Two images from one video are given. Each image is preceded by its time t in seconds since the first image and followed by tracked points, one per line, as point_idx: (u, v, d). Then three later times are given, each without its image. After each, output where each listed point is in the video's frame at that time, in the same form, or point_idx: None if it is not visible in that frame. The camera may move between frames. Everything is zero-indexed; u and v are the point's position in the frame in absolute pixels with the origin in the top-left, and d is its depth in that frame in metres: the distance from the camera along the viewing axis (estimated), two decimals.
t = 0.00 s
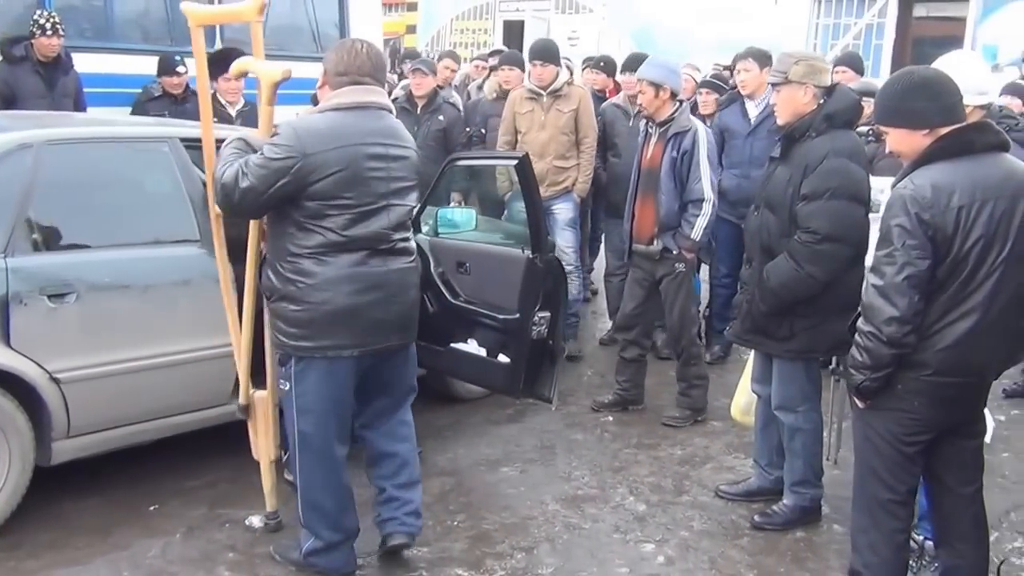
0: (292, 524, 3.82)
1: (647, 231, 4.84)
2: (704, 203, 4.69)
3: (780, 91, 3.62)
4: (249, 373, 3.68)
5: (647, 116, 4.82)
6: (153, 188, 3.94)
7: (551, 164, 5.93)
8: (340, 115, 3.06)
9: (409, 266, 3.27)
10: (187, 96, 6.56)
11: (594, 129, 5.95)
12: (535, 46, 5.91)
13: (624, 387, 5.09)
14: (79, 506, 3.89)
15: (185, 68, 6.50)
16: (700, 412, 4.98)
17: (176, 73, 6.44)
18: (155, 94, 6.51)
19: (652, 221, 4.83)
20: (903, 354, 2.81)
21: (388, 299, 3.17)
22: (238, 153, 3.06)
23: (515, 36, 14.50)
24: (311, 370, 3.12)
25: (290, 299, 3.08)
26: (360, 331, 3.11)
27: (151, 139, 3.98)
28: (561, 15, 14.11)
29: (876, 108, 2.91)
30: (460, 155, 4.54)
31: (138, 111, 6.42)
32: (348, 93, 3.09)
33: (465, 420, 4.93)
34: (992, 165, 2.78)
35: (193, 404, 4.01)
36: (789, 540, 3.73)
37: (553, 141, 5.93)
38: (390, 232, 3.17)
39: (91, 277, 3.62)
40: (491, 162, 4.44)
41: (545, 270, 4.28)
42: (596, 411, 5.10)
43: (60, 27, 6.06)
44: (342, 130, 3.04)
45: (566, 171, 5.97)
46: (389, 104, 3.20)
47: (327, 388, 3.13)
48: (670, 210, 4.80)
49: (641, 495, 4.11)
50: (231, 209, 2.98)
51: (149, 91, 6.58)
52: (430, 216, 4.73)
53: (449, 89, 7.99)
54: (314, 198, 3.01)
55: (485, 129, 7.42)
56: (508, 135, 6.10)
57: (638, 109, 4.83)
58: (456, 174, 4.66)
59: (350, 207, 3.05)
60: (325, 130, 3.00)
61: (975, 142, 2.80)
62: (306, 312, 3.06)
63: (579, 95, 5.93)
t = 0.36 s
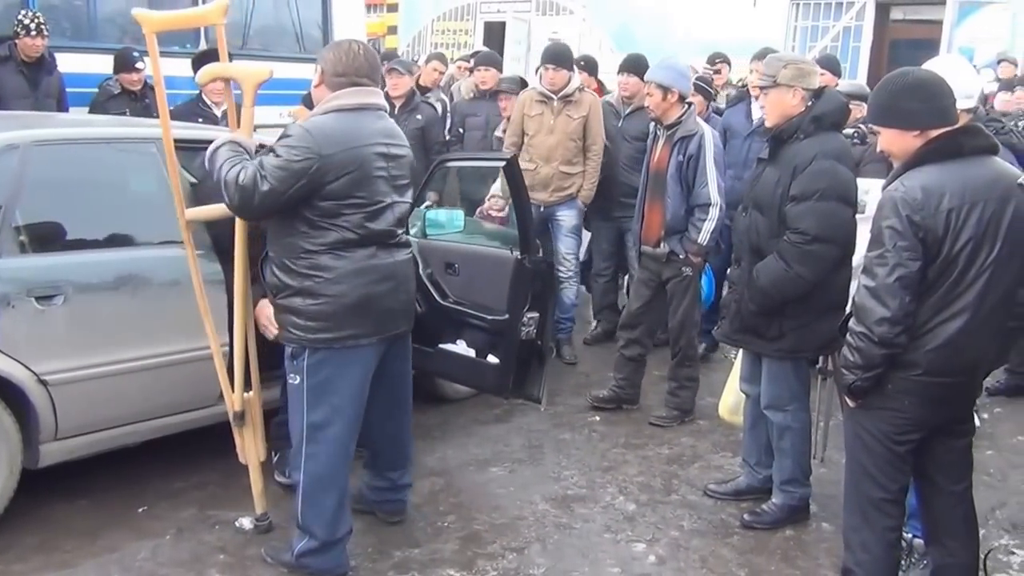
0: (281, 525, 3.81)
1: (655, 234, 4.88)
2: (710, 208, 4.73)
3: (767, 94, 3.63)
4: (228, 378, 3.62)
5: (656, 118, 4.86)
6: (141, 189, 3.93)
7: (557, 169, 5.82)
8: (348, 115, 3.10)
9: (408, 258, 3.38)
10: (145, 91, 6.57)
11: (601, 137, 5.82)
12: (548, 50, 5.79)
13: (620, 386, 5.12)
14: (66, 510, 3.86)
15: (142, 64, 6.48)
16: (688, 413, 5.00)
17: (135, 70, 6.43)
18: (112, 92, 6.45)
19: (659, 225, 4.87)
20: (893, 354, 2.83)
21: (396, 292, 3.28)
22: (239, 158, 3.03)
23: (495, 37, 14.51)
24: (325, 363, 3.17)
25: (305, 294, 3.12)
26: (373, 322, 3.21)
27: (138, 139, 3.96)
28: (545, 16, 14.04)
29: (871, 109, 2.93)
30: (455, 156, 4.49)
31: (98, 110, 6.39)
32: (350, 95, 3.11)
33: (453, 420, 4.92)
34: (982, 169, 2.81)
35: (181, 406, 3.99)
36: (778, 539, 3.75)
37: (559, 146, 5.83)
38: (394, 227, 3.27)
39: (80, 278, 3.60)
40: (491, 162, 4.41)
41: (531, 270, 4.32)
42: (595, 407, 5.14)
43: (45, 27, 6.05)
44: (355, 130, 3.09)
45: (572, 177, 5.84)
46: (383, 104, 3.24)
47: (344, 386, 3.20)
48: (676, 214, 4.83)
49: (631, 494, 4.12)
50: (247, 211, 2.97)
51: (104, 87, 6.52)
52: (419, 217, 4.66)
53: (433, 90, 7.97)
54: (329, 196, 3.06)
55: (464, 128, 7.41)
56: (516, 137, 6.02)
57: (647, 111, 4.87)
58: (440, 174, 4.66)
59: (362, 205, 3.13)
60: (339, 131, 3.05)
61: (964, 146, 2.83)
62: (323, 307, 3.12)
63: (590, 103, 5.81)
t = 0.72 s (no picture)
0: (277, 526, 3.80)
1: (645, 233, 4.93)
2: (699, 207, 4.74)
3: (757, 97, 3.64)
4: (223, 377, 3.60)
5: (648, 118, 4.87)
6: (132, 189, 3.91)
7: (569, 171, 5.80)
8: (379, 113, 3.25)
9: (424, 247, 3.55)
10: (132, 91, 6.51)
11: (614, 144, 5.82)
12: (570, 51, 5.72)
13: (646, 386, 5.15)
14: (59, 512, 3.84)
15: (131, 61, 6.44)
16: (681, 412, 5.00)
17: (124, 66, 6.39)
18: (98, 88, 6.44)
19: (650, 224, 4.91)
20: (887, 354, 2.84)
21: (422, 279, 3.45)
22: (268, 156, 3.11)
23: (484, 37, 14.50)
24: (360, 350, 3.28)
25: (345, 285, 3.25)
26: (406, 308, 3.36)
27: (129, 139, 3.94)
28: (533, 17, 14.03)
29: (866, 109, 2.93)
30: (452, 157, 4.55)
31: (82, 107, 6.38)
32: (373, 94, 3.25)
33: (447, 421, 4.92)
34: (975, 171, 2.82)
35: (173, 406, 3.97)
36: (773, 537, 3.76)
37: (573, 149, 5.79)
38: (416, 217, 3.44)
39: (71, 278, 3.58)
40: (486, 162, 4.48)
41: (524, 271, 4.27)
42: (620, 408, 5.17)
43: (34, 25, 6.04)
44: (388, 127, 3.25)
45: (583, 181, 5.83)
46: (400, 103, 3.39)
47: (377, 370, 3.33)
48: (666, 213, 4.85)
49: (626, 494, 4.12)
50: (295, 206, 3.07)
51: (91, 85, 6.52)
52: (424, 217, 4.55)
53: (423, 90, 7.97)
54: (367, 190, 3.21)
55: (448, 129, 7.40)
56: (527, 135, 5.95)
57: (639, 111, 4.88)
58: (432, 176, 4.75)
59: (394, 197, 3.29)
60: (376, 128, 3.21)
61: (956, 150, 2.84)
62: (363, 295, 3.25)
63: (606, 109, 5.78)
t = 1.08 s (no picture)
0: (278, 525, 3.80)
1: (639, 231, 4.94)
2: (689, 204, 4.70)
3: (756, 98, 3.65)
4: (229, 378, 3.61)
5: (640, 117, 4.90)
6: (128, 188, 3.91)
7: (578, 171, 5.75)
8: (399, 114, 3.33)
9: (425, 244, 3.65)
10: (128, 88, 6.51)
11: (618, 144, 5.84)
12: (574, 51, 5.64)
13: (646, 385, 5.16)
14: (57, 513, 3.84)
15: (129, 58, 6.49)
16: (679, 412, 5.00)
17: (120, 63, 6.42)
18: (94, 84, 6.44)
19: (644, 222, 4.92)
20: (887, 353, 2.84)
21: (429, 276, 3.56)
22: (292, 157, 3.14)
23: (479, 36, 14.50)
24: (378, 344, 3.38)
25: (361, 282, 3.32)
26: (416, 304, 3.46)
27: (126, 138, 3.94)
28: (527, 17, 14.02)
29: (865, 107, 2.94)
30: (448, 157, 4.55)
31: (76, 103, 6.37)
32: (389, 94, 3.31)
33: (446, 420, 4.92)
34: (973, 173, 2.84)
35: (171, 406, 3.97)
36: (773, 536, 3.77)
37: (581, 150, 5.74)
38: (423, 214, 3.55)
39: (68, 277, 3.58)
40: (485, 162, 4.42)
41: (523, 270, 4.31)
42: (620, 407, 5.18)
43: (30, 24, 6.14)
44: (407, 128, 3.34)
45: (590, 181, 5.80)
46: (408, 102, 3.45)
47: (398, 361, 3.46)
48: (658, 211, 4.86)
49: (626, 493, 4.12)
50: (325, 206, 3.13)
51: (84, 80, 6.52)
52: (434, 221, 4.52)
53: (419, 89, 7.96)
54: (388, 190, 3.30)
55: (438, 131, 7.41)
56: (531, 135, 5.84)
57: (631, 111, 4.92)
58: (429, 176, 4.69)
59: (409, 197, 3.38)
60: (399, 128, 3.29)
61: (954, 151, 2.85)
62: (379, 292, 3.33)
63: (611, 110, 5.77)
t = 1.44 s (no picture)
0: (283, 525, 3.81)
1: (645, 230, 4.92)
2: (695, 203, 4.73)
3: (762, 98, 3.65)
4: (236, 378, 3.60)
5: (644, 116, 4.89)
6: (132, 187, 3.91)
7: (589, 173, 5.71)
8: (407, 114, 3.34)
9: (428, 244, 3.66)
10: (118, 86, 6.51)
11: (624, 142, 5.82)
12: (575, 52, 5.59)
13: (650, 385, 5.16)
14: (62, 512, 3.85)
15: (117, 56, 6.48)
16: (683, 411, 5.01)
17: (109, 60, 6.43)
18: (84, 84, 6.44)
19: (649, 221, 4.91)
20: (893, 352, 2.85)
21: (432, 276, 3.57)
22: (303, 158, 3.14)
23: (481, 36, 14.50)
24: (384, 343, 3.39)
25: (366, 281, 3.32)
26: (420, 303, 3.46)
27: (130, 137, 3.94)
28: (529, 16, 14.03)
29: (871, 105, 2.95)
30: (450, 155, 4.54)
31: (65, 103, 6.37)
32: (397, 93, 3.32)
33: (451, 419, 4.93)
34: (978, 173, 2.84)
35: (176, 405, 3.98)
36: (778, 535, 3.77)
37: (589, 151, 5.70)
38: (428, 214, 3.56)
39: (73, 277, 3.58)
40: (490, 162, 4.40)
41: (527, 270, 4.30)
42: (624, 406, 5.19)
43: (31, 22, 6.22)
44: (415, 128, 3.35)
45: (601, 183, 5.77)
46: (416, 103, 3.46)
47: (404, 359, 3.47)
48: (663, 210, 4.86)
49: (631, 492, 4.13)
50: (336, 206, 3.13)
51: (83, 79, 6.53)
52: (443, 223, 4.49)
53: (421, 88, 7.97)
54: (395, 189, 3.31)
55: (441, 130, 7.43)
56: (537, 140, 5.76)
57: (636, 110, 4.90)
58: (433, 176, 4.70)
59: (416, 197, 3.40)
60: (407, 128, 3.31)
61: (960, 151, 2.85)
62: (384, 291, 3.34)
63: (616, 108, 5.74)
